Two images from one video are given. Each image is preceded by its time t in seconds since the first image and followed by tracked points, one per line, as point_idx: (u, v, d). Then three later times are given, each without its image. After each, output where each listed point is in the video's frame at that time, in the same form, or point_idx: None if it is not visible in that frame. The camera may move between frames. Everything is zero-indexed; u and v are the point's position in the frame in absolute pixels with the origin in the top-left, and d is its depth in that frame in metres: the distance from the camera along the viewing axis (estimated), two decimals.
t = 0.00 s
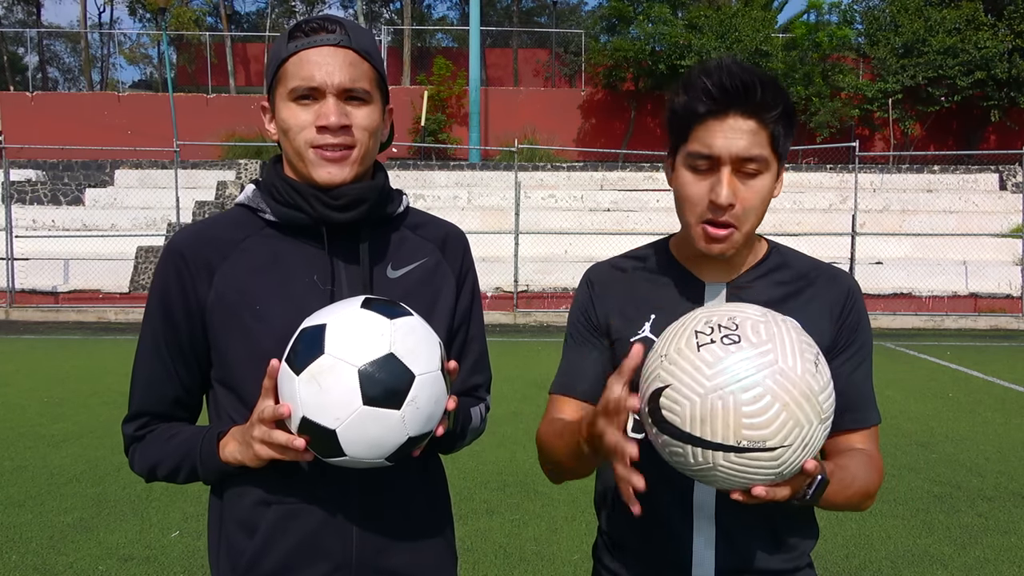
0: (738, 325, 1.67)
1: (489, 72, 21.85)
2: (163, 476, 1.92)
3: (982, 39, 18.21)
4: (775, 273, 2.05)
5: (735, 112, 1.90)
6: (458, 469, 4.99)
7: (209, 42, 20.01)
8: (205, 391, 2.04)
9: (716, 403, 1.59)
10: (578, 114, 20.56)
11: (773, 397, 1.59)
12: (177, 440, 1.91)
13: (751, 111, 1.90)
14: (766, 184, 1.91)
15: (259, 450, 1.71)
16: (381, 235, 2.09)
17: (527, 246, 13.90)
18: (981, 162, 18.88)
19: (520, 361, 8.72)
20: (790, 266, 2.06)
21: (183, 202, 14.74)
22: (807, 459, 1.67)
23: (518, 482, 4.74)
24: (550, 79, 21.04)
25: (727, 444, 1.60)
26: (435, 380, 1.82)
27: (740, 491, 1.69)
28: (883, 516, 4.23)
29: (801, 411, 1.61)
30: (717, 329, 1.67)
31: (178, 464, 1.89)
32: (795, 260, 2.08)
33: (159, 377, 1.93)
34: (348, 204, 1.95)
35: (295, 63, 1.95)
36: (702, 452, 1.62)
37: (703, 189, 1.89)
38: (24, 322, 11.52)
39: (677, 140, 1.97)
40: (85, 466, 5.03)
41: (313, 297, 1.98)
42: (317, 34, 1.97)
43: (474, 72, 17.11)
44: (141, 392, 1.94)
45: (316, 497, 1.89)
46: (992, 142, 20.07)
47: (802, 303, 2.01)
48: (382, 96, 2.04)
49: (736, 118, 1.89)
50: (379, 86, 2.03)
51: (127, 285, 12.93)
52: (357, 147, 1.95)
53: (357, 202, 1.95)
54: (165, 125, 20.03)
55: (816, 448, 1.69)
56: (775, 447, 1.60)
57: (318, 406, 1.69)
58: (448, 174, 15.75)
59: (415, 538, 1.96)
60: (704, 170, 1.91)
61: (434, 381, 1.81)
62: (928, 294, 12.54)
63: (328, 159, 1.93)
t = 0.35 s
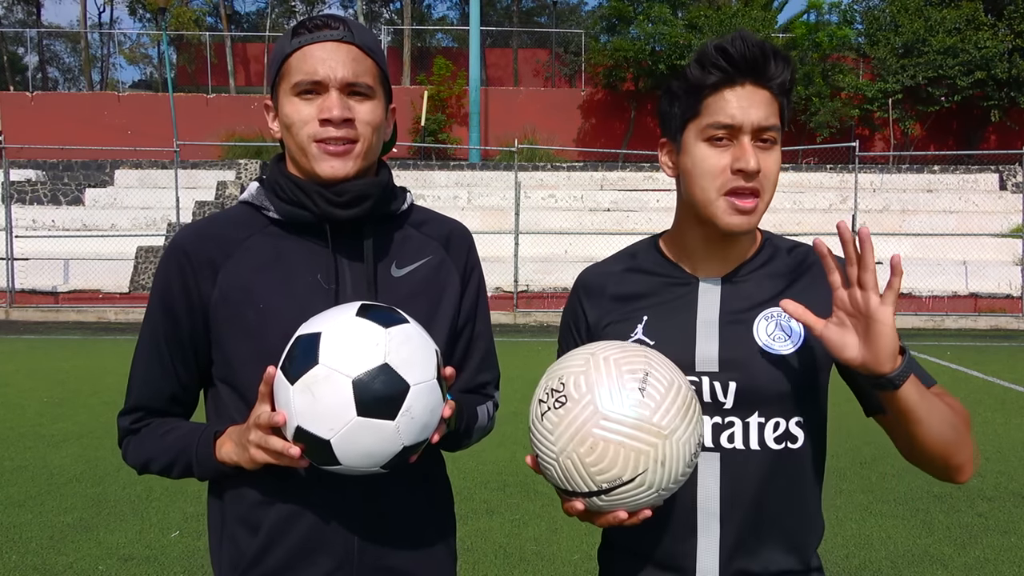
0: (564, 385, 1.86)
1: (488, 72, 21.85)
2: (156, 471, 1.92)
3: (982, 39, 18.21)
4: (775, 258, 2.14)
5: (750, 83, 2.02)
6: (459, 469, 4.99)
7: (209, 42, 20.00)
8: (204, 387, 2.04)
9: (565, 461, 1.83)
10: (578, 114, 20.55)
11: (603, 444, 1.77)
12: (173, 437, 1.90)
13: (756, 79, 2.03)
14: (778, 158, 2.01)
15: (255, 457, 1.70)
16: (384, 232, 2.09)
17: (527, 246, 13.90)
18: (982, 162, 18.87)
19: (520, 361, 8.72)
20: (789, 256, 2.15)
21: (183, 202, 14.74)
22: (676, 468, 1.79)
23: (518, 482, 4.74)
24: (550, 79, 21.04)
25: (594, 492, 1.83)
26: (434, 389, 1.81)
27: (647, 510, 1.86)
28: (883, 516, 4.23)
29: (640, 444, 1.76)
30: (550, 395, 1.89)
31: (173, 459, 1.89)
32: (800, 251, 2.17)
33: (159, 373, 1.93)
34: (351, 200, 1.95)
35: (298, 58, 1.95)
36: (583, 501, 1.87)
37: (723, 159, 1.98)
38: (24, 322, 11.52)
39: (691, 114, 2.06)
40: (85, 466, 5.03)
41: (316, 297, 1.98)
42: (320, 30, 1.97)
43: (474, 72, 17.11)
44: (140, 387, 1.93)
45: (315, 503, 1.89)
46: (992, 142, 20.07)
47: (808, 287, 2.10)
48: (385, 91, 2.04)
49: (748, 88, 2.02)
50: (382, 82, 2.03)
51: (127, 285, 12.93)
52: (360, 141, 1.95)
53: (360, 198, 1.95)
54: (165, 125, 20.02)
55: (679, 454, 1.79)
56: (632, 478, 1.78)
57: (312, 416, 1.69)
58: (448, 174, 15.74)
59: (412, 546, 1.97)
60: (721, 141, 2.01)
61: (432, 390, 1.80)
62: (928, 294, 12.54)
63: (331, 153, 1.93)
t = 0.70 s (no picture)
0: (530, 356, 1.91)
1: (489, 72, 21.86)
2: (157, 461, 1.92)
3: (982, 39, 18.23)
4: (762, 240, 2.13)
5: (693, 77, 2.01)
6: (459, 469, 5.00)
7: (209, 42, 20.01)
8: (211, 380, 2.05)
9: (530, 429, 1.87)
10: (578, 114, 20.56)
11: (560, 410, 1.81)
12: (177, 429, 1.91)
13: (709, 72, 2.01)
14: (730, 154, 2.00)
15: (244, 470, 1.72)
16: (393, 237, 2.09)
17: (527, 246, 13.91)
18: (982, 162, 18.88)
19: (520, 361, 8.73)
20: (780, 235, 2.14)
21: (183, 202, 14.75)
22: (635, 435, 1.81)
23: (517, 482, 4.74)
24: (550, 79, 21.03)
25: (558, 457, 1.86)
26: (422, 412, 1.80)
27: (615, 478, 1.88)
28: (883, 516, 4.24)
29: (596, 407, 1.80)
30: (520, 367, 1.94)
31: (175, 452, 1.89)
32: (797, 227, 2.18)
33: (167, 369, 1.94)
34: (357, 211, 1.95)
35: (307, 70, 1.95)
36: (550, 468, 1.90)
37: (661, 159, 1.99)
38: (24, 322, 11.52)
39: (641, 110, 2.08)
40: (85, 466, 5.04)
41: (326, 302, 1.99)
42: (329, 41, 1.97)
43: (474, 72, 17.11)
44: (147, 382, 1.94)
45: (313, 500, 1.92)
46: (992, 142, 20.08)
47: (802, 269, 2.09)
48: (394, 101, 2.05)
49: (697, 81, 2.01)
50: (391, 93, 2.03)
51: (127, 285, 12.94)
52: (367, 155, 1.95)
53: (366, 209, 1.96)
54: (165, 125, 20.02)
55: (635, 417, 1.80)
56: (591, 444, 1.80)
57: (299, 440, 1.70)
58: (448, 174, 15.74)
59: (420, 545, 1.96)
60: (663, 139, 2.02)
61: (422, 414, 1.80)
62: (928, 294, 12.55)
63: (337, 167, 1.93)
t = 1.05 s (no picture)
0: (546, 388, 1.90)
1: (488, 72, 21.84)
2: (157, 466, 1.91)
3: (982, 39, 18.22)
4: (769, 252, 2.11)
5: (704, 87, 2.04)
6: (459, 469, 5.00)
7: (209, 42, 20.00)
8: (209, 383, 2.05)
9: (546, 463, 1.87)
10: (578, 114, 20.55)
11: (575, 445, 1.81)
12: (175, 432, 1.91)
13: (721, 84, 2.04)
14: (742, 161, 2.01)
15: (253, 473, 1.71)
16: (393, 237, 2.09)
17: (526, 246, 13.91)
18: (982, 162, 18.88)
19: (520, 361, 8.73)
20: (779, 251, 2.12)
21: (183, 202, 14.76)
22: (650, 468, 1.80)
23: (517, 482, 4.74)
24: (550, 79, 21.02)
25: (573, 489, 1.86)
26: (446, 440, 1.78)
27: (630, 507, 1.89)
28: (883, 516, 4.24)
29: (610, 443, 1.79)
30: (535, 398, 1.93)
31: (174, 456, 1.88)
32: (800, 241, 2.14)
33: (167, 368, 1.94)
34: (360, 207, 1.96)
35: (307, 67, 1.95)
36: (566, 498, 1.90)
37: (677, 166, 2.00)
38: (24, 322, 11.53)
39: (653, 120, 2.09)
40: (85, 466, 5.04)
41: (328, 300, 1.98)
42: (331, 38, 1.98)
43: (474, 72, 17.11)
44: (147, 382, 1.95)
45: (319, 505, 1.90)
46: (992, 142, 20.07)
47: (802, 295, 2.05)
48: (394, 99, 2.05)
49: (708, 93, 2.03)
50: (391, 91, 2.03)
51: (127, 285, 12.94)
52: (369, 152, 1.95)
53: (368, 205, 1.96)
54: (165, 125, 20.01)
55: (651, 451, 1.80)
56: (607, 477, 1.80)
57: (325, 455, 1.73)
58: (448, 174, 15.73)
59: (433, 546, 1.98)
60: (677, 147, 2.02)
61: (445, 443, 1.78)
62: (928, 294, 12.55)
63: (337, 161, 1.93)
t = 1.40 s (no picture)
0: (556, 378, 1.91)
1: (488, 71, 21.83)
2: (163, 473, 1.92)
3: (982, 39, 18.22)
4: (791, 257, 2.11)
5: (759, 90, 2.02)
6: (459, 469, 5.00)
7: (209, 42, 20.00)
8: (210, 388, 2.05)
9: (556, 452, 1.86)
10: (578, 114, 20.55)
11: (586, 432, 1.80)
12: (179, 440, 1.91)
13: (776, 90, 2.02)
14: (786, 167, 2.00)
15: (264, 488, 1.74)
16: (392, 238, 2.09)
17: (527, 246, 13.91)
18: (982, 162, 18.87)
19: (521, 361, 8.73)
20: (803, 259, 2.10)
21: (183, 202, 14.76)
22: (662, 455, 1.79)
23: (517, 482, 4.74)
24: (550, 79, 21.01)
25: (583, 480, 1.84)
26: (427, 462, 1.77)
27: (639, 501, 1.86)
28: (883, 516, 4.24)
29: (620, 428, 1.78)
30: (545, 389, 1.94)
31: (180, 462, 1.88)
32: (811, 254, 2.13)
33: (167, 372, 1.93)
34: (359, 207, 1.95)
35: (310, 67, 1.94)
36: (575, 491, 1.89)
37: (725, 163, 2.00)
38: (24, 322, 11.53)
39: (702, 119, 2.08)
40: (85, 466, 5.03)
41: (326, 302, 1.98)
42: (334, 38, 1.97)
43: (473, 72, 17.10)
44: (148, 386, 1.95)
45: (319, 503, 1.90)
46: (992, 142, 20.06)
47: (822, 301, 2.02)
48: (396, 101, 2.04)
49: (758, 97, 2.01)
50: (393, 93, 2.03)
51: (127, 285, 12.94)
52: (368, 153, 1.95)
53: (367, 206, 1.96)
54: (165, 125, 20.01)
55: (665, 438, 1.79)
56: (616, 466, 1.79)
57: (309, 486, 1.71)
58: (448, 174, 15.72)
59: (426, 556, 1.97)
60: (729, 145, 2.01)
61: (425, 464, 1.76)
62: (928, 294, 12.55)
63: (337, 162, 1.93)
